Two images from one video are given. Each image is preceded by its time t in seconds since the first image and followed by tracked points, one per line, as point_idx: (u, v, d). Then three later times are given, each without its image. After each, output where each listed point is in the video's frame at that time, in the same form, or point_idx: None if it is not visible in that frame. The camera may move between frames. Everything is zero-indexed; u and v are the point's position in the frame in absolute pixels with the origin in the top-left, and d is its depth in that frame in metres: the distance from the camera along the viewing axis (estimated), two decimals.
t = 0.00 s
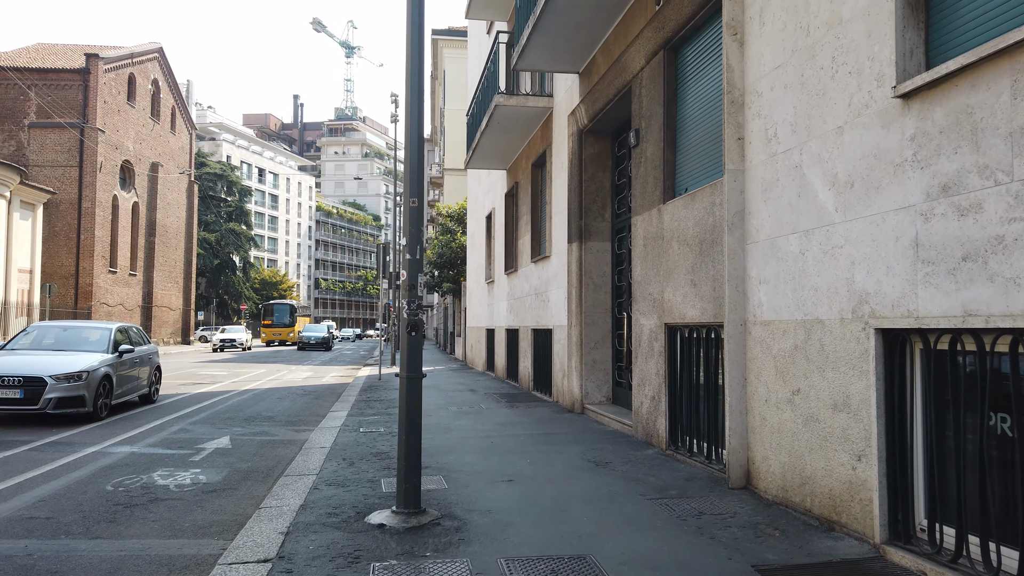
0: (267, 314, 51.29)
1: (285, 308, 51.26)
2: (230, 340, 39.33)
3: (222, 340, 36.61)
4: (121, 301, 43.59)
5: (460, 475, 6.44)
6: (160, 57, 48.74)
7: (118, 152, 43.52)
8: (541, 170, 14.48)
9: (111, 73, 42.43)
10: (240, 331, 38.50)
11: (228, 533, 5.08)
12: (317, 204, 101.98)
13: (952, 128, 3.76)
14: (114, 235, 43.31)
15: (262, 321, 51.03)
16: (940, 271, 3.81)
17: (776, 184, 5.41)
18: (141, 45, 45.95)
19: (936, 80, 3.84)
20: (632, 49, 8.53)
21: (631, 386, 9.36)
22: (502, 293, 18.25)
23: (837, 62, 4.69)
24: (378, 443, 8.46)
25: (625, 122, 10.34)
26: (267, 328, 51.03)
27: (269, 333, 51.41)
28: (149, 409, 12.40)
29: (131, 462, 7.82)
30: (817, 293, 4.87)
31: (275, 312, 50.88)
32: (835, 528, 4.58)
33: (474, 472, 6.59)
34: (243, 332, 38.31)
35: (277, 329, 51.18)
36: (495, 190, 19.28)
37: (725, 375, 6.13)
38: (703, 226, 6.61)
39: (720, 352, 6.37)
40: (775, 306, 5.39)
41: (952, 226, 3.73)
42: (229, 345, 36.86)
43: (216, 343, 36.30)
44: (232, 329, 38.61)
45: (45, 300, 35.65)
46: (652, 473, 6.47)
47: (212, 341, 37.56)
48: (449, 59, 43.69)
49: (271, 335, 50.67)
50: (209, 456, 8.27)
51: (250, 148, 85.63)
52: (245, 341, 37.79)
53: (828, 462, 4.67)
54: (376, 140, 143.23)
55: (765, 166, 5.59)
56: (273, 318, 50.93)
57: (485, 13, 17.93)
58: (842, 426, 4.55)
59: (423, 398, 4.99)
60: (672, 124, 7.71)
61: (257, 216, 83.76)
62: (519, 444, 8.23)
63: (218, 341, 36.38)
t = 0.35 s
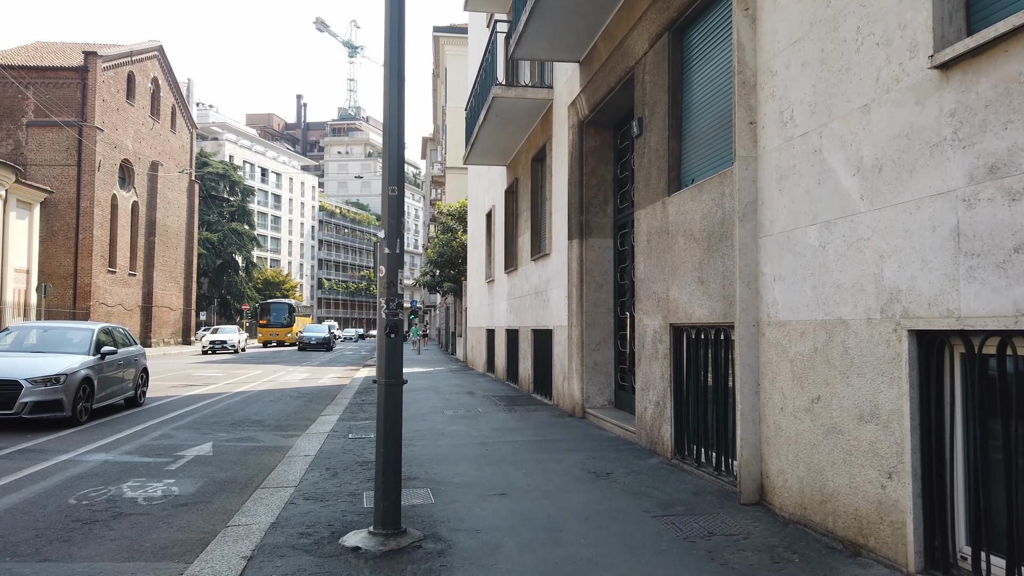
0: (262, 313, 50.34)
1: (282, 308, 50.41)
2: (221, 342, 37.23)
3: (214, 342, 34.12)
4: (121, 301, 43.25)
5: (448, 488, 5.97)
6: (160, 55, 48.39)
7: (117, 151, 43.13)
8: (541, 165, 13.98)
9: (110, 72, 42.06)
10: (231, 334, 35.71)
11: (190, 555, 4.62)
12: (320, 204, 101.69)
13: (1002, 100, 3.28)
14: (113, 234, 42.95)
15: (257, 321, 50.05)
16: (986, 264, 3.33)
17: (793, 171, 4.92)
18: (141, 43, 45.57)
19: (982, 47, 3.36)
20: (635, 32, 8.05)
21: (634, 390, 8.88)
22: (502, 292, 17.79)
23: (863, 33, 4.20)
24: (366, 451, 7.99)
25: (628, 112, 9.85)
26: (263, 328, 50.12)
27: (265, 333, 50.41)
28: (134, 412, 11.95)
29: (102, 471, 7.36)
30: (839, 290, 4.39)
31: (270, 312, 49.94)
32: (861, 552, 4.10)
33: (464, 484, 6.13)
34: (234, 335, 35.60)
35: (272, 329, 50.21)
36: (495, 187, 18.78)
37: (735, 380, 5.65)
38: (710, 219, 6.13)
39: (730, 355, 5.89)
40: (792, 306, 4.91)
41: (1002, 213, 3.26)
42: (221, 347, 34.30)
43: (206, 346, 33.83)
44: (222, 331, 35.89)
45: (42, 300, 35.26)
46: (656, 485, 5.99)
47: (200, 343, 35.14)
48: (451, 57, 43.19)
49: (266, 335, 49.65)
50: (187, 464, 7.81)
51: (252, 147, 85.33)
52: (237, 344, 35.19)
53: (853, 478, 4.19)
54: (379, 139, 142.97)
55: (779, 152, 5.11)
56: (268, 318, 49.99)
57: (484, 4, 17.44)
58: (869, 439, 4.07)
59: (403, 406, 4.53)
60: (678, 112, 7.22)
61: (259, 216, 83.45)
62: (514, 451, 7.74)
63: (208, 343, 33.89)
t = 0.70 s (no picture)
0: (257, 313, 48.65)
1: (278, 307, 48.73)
2: (210, 343, 35.01)
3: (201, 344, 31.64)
4: (120, 301, 42.84)
5: (438, 508, 5.47)
6: (159, 53, 48.00)
7: (117, 149, 42.81)
8: (543, 160, 13.48)
9: (109, 69, 41.67)
10: (221, 334, 33.22)
11: None
12: (324, 203, 101.35)
13: None
14: (112, 233, 42.56)
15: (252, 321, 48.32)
16: None
17: (820, 160, 4.42)
18: (140, 40, 45.16)
19: None
20: (641, 17, 7.55)
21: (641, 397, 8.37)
22: (503, 292, 17.29)
23: None
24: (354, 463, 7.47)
25: (634, 103, 9.34)
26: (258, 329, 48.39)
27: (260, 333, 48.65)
28: (118, 418, 11.43)
29: (71, 485, 6.87)
30: (875, 293, 3.89)
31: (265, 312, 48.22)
32: None
33: (456, 503, 5.62)
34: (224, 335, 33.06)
35: (268, 329, 48.44)
36: (496, 184, 18.25)
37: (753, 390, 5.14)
38: (724, 215, 5.63)
39: (747, 363, 5.39)
40: (818, 311, 4.40)
41: None
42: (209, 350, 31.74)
43: (193, 349, 31.35)
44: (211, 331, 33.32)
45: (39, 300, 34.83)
46: (666, 505, 5.48)
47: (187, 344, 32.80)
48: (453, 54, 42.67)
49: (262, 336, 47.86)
50: (163, 477, 7.30)
51: (255, 146, 85.00)
52: (228, 346, 32.73)
53: (893, 508, 3.71)
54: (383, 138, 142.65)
55: (803, 139, 4.61)
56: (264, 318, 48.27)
57: None
58: (913, 464, 3.58)
59: (383, 422, 4.05)
60: (688, 100, 6.72)
61: (262, 215, 83.18)
62: (513, 464, 7.22)
63: (195, 345, 31.35)
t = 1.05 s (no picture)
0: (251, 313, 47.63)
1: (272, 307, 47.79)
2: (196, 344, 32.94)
3: (183, 346, 28.89)
4: (119, 301, 42.42)
5: (423, 529, 4.95)
6: (159, 51, 47.58)
7: (116, 148, 42.42)
8: (544, 154, 12.94)
9: (107, 67, 41.24)
10: (206, 334, 30.43)
11: None
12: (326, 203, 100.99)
13: None
14: (111, 233, 42.16)
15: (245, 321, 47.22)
16: None
17: (851, 141, 3.91)
18: (139, 38, 44.74)
19: None
20: None
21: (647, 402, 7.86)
22: (503, 292, 16.78)
23: None
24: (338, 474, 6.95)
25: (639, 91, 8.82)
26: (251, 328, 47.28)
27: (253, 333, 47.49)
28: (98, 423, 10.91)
29: (33, 498, 6.38)
30: (919, 290, 3.38)
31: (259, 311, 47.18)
32: None
33: (445, 523, 5.12)
34: (210, 336, 30.37)
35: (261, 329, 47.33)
36: (497, 181, 17.71)
37: (773, 399, 4.62)
38: (739, 206, 5.13)
39: (766, 369, 4.88)
40: (849, 312, 3.88)
41: None
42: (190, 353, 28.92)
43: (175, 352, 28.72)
44: (194, 331, 30.51)
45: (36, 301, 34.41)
46: (676, 526, 4.96)
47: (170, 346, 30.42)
48: (454, 50, 42.15)
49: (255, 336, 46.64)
50: (133, 490, 6.79)
51: (257, 146, 84.64)
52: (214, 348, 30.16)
53: (942, 539, 3.20)
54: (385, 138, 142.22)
55: (831, 119, 4.10)
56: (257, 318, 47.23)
57: None
58: (967, 488, 3.07)
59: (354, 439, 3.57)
60: (699, 83, 6.20)
61: (264, 215, 82.80)
62: (509, 477, 6.69)
63: (176, 348, 28.61)
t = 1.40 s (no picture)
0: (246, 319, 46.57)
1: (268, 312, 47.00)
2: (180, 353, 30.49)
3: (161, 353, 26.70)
4: (120, 306, 42.05)
5: (410, 563, 4.43)
6: (160, 55, 47.30)
7: (117, 152, 42.11)
8: (547, 154, 12.44)
9: (108, 70, 40.93)
10: (189, 340, 28.19)
11: None
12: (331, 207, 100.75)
13: None
14: (112, 237, 41.81)
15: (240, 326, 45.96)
16: None
17: (894, 126, 3.42)
18: (141, 41, 44.46)
19: None
20: None
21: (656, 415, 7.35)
22: (506, 297, 16.29)
23: None
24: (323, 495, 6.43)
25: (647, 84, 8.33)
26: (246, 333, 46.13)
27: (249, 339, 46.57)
28: (82, 435, 10.42)
29: None
30: (983, 300, 2.88)
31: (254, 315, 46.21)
32: None
33: (435, 555, 4.61)
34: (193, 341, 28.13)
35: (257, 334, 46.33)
36: (499, 182, 17.19)
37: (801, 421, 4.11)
38: (761, 204, 4.62)
39: (792, 385, 4.36)
40: (894, 323, 3.38)
41: None
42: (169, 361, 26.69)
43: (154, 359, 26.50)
44: (177, 336, 28.25)
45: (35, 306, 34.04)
46: (692, 560, 4.45)
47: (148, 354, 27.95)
48: (458, 52, 41.78)
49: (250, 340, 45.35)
50: (102, 513, 6.30)
51: (262, 150, 84.47)
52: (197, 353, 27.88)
53: None
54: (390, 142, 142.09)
55: (870, 101, 3.60)
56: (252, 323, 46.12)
57: None
58: None
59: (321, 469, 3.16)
60: (715, 71, 5.69)
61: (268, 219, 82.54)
62: (508, 498, 6.17)
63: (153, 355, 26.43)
